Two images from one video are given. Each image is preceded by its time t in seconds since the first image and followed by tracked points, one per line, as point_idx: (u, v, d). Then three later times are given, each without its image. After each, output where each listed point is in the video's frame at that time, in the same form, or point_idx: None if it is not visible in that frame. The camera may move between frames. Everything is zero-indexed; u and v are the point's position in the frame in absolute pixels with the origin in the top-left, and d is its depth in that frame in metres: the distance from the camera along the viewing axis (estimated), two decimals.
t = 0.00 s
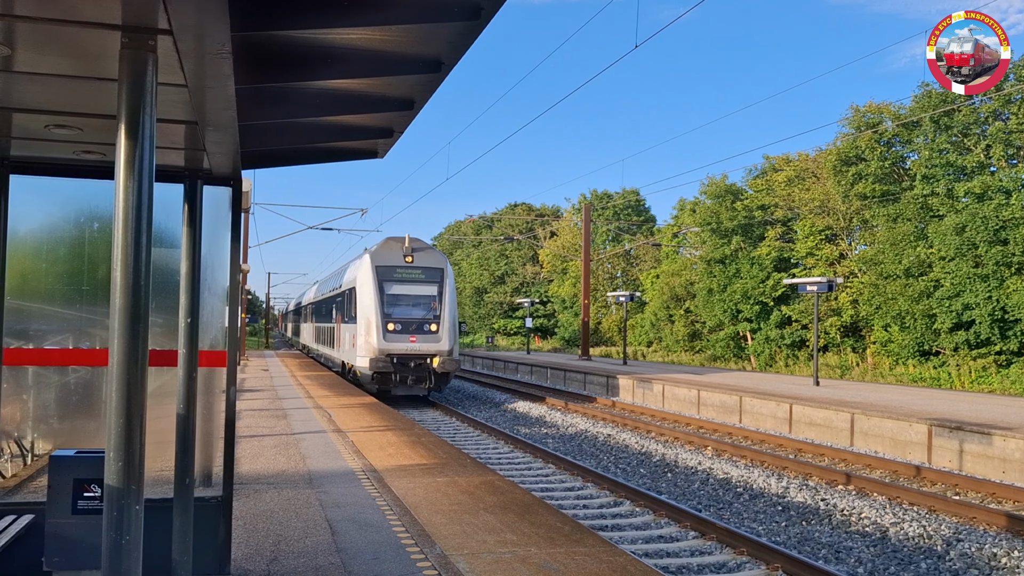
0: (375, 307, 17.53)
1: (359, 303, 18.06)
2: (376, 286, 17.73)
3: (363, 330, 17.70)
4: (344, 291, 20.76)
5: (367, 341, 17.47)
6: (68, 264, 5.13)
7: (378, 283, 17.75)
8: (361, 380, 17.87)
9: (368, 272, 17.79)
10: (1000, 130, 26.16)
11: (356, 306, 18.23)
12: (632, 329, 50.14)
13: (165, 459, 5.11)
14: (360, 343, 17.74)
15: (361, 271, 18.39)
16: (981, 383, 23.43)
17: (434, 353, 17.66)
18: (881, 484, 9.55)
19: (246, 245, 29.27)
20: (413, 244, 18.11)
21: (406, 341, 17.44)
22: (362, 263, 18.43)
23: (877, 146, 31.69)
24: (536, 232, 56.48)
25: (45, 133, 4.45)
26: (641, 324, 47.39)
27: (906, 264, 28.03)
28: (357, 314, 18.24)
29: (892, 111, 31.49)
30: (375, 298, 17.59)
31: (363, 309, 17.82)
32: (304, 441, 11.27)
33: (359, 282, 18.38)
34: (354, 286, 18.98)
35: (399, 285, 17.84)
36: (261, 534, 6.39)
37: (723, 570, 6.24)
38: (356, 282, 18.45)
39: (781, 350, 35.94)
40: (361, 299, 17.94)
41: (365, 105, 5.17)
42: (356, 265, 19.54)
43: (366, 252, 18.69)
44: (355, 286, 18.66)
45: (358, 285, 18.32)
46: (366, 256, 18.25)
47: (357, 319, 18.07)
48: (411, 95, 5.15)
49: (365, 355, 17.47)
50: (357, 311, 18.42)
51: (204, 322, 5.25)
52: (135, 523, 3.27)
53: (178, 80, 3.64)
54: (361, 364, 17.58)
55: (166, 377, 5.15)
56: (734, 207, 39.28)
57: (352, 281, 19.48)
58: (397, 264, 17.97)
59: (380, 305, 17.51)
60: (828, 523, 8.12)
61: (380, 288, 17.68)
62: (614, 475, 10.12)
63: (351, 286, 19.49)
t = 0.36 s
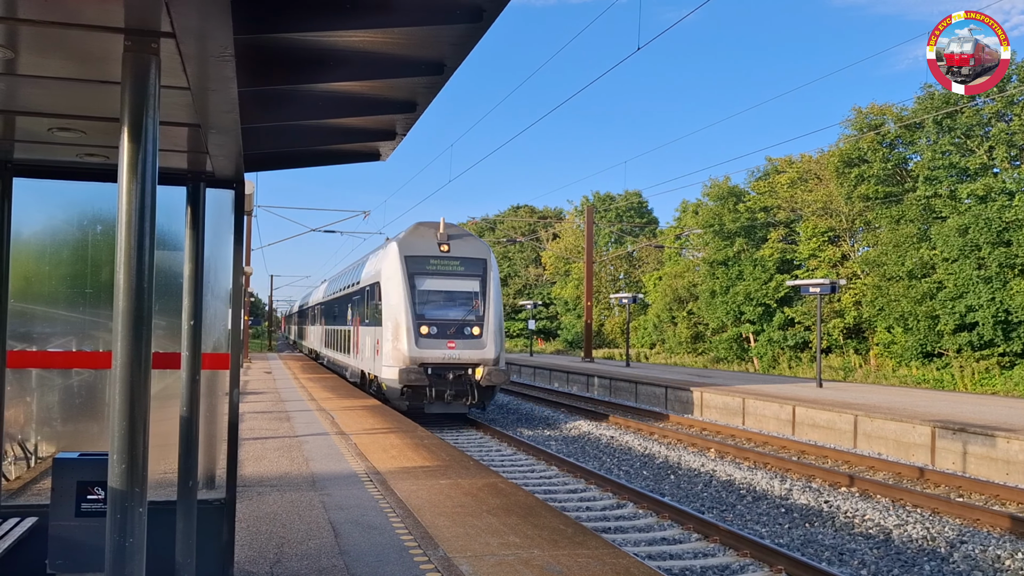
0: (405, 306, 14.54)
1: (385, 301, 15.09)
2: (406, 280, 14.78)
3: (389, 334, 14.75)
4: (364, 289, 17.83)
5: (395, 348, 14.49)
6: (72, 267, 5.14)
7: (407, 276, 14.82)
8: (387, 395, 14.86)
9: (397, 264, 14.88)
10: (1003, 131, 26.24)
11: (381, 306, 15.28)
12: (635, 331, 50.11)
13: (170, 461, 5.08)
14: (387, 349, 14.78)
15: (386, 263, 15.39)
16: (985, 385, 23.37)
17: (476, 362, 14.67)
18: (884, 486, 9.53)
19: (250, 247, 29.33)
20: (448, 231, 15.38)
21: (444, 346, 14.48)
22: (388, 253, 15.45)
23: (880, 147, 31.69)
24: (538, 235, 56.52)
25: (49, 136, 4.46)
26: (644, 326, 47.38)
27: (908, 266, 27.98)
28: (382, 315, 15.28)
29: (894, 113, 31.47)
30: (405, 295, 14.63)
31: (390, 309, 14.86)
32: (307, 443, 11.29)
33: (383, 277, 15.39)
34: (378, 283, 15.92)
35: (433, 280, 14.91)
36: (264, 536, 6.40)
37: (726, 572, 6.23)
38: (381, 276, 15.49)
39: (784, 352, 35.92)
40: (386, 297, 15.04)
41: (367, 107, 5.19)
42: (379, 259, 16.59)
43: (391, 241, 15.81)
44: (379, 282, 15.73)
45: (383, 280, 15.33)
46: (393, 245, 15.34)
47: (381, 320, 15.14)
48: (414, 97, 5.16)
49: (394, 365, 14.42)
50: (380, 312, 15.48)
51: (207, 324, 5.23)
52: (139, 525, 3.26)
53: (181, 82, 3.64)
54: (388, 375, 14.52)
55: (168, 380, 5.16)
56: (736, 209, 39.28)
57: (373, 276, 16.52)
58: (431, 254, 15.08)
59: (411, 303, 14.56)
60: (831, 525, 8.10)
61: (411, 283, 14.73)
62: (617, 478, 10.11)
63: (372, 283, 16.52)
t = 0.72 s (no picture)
0: (450, 302, 11.41)
1: (422, 296, 11.96)
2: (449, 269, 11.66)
3: (428, 339, 11.59)
4: (392, 280, 14.66)
5: (436, 356, 11.35)
6: (74, 269, 5.14)
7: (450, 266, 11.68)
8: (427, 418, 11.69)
9: (437, 250, 11.72)
10: (1005, 132, 26.16)
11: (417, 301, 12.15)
12: (637, 333, 50.09)
13: (170, 464, 5.08)
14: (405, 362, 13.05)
15: (423, 248, 12.23)
16: (988, 386, 23.32)
17: (542, 375, 11.56)
18: (888, 487, 9.51)
19: (252, 249, 29.35)
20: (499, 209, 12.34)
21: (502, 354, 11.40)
22: (424, 237, 12.34)
23: (882, 148, 31.66)
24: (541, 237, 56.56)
25: (52, 138, 4.47)
26: (646, 328, 47.37)
27: (911, 267, 27.95)
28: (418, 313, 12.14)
29: (896, 114, 31.46)
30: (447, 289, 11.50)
31: (428, 306, 11.73)
32: (310, 445, 11.29)
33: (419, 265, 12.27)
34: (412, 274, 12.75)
35: (484, 270, 11.79)
36: (267, 538, 6.39)
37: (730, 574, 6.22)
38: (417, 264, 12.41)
39: (787, 353, 35.88)
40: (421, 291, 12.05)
41: (369, 109, 5.19)
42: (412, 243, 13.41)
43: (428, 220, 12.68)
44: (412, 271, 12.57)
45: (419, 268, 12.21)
46: (431, 225, 12.22)
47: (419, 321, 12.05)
48: (416, 98, 5.17)
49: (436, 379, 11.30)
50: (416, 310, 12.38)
51: (208, 326, 5.23)
52: (141, 527, 3.26)
53: (183, 84, 3.64)
54: (428, 391, 11.41)
55: (172, 382, 5.15)
56: (739, 211, 39.30)
57: (405, 266, 13.37)
58: (480, 236, 11.98)
59: (456, 299, 11.44)
60: (834, 527, 8.08)
61: (455, 274, 11.61)
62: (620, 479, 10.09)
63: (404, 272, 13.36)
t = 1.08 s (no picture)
0: (525, 296, 8.31)
1: (484, 286, 8.92)
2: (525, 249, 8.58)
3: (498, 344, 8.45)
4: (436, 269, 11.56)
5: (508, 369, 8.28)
6: (78, 270, 5.17)
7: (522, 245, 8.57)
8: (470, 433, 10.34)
9: (506, 223, 8.65)
10: (1009, 133, 26.11)
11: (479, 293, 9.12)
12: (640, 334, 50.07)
13: (175, 464, 5.15)
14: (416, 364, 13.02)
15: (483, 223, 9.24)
16: (992, 388, 23.24)
17: (654, 395, 8.47)
18: (892, 488, 9.48)
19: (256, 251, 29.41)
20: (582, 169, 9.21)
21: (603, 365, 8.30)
22: (485, 208, 9.33)
23: (886, 149, 31.58)
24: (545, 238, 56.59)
25: (55, 140, 4.47)
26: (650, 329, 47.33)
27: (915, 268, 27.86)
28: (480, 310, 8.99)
29: (900, 115, 31.41)
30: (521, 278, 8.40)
31: (496, 300, 8.60)
32: (313, 446, 11.29)
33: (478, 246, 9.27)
34: (469, 260, 9.75)
35: (568, 251, 8.72)
36: (269, 539, 6.40)
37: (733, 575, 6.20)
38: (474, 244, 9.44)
39: (790, 354, 35.80)
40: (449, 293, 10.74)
41: (372, 110, 5.19)
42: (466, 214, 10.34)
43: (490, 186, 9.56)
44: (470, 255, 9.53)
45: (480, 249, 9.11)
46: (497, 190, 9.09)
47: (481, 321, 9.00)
48: (419, 100, 5.17)
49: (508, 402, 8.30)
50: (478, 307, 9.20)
51: (212, 328, 5.27)
52: (145, 529, 3.26)
53: (186, 86, 3.65)
54: (500, 418, 8.37)
55: (174, 384, 5.20)
56: (742, 212, 39.27)
57: (457, 250, 10.32)
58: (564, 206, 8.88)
59: (536, 290, 8.37)
60: (838, 528, 8.06)
61: (531, 256, 8.54)
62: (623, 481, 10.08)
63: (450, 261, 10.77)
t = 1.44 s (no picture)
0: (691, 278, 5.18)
1: (606, 262, 5.85)
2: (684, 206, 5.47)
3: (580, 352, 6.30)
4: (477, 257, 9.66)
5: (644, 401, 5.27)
6: (79, 272, 5.21)
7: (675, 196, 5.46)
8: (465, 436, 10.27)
9: (648, 163, 5.57)
10: (1011, 135, 26.42)
11: (534, 292, 7.44)
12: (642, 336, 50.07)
13: (176, 467, 5.19)
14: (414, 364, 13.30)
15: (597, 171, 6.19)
16: (993, 391, 23.21)
17: (892, 437, 5.32)
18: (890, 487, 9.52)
19: (258, 253, 29.48)
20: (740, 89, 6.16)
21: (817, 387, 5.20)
22: (597, 150, 6.30)
23: (887, 151, 31.55)
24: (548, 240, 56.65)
25: (57, 141, 4.48)
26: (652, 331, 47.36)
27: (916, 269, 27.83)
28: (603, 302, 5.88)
29: (902, 117, 31.44)
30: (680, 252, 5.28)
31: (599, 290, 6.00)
32: (315, 448, 11.30)
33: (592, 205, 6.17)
34: (570, 228, 6.60)
35: (743, 211, 5.64)
36: (271, 540, 6.41)
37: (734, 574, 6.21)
38: (582, 204, 6.35)
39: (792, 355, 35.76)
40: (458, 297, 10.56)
41: (373, 112, 5.19)
42: (497, 207, 9.01)
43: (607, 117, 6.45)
44: (582, 218, 6.33)
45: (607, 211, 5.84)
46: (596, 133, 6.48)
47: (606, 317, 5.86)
48: (420, 102, 5.17)
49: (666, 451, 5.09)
50: (569, 299, 6.63)
51: (213, 330, 5.27)
52: (146, 531, 3.25)
53: (188, 88, 3.65)
54: (657, 476, 5.14)
55: (175, 385, 5.22)
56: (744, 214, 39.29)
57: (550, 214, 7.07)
58: (723, 140, 5.83)
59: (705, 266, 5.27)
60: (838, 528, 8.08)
61: (693, 216, 5.43)
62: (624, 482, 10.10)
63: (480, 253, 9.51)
